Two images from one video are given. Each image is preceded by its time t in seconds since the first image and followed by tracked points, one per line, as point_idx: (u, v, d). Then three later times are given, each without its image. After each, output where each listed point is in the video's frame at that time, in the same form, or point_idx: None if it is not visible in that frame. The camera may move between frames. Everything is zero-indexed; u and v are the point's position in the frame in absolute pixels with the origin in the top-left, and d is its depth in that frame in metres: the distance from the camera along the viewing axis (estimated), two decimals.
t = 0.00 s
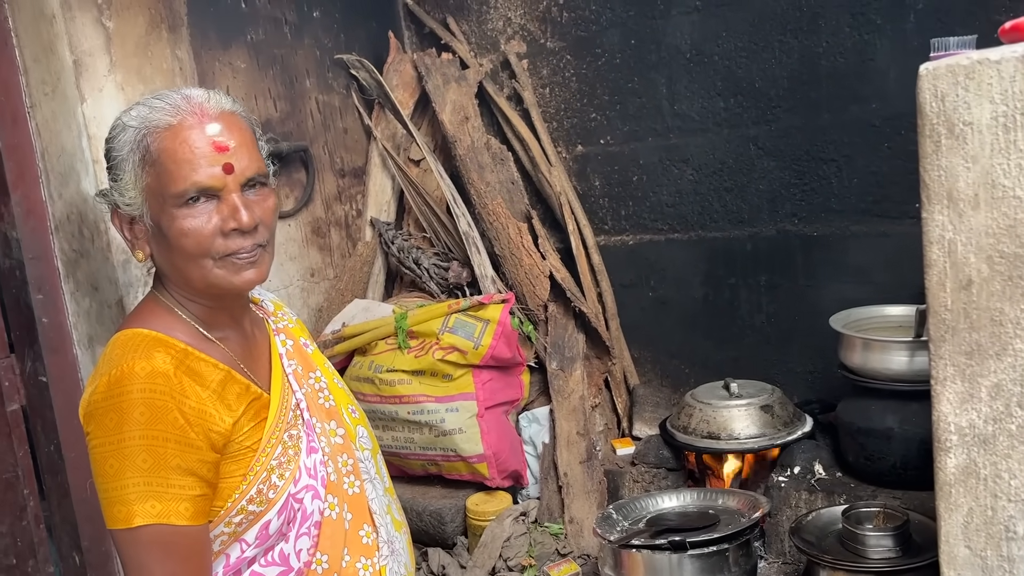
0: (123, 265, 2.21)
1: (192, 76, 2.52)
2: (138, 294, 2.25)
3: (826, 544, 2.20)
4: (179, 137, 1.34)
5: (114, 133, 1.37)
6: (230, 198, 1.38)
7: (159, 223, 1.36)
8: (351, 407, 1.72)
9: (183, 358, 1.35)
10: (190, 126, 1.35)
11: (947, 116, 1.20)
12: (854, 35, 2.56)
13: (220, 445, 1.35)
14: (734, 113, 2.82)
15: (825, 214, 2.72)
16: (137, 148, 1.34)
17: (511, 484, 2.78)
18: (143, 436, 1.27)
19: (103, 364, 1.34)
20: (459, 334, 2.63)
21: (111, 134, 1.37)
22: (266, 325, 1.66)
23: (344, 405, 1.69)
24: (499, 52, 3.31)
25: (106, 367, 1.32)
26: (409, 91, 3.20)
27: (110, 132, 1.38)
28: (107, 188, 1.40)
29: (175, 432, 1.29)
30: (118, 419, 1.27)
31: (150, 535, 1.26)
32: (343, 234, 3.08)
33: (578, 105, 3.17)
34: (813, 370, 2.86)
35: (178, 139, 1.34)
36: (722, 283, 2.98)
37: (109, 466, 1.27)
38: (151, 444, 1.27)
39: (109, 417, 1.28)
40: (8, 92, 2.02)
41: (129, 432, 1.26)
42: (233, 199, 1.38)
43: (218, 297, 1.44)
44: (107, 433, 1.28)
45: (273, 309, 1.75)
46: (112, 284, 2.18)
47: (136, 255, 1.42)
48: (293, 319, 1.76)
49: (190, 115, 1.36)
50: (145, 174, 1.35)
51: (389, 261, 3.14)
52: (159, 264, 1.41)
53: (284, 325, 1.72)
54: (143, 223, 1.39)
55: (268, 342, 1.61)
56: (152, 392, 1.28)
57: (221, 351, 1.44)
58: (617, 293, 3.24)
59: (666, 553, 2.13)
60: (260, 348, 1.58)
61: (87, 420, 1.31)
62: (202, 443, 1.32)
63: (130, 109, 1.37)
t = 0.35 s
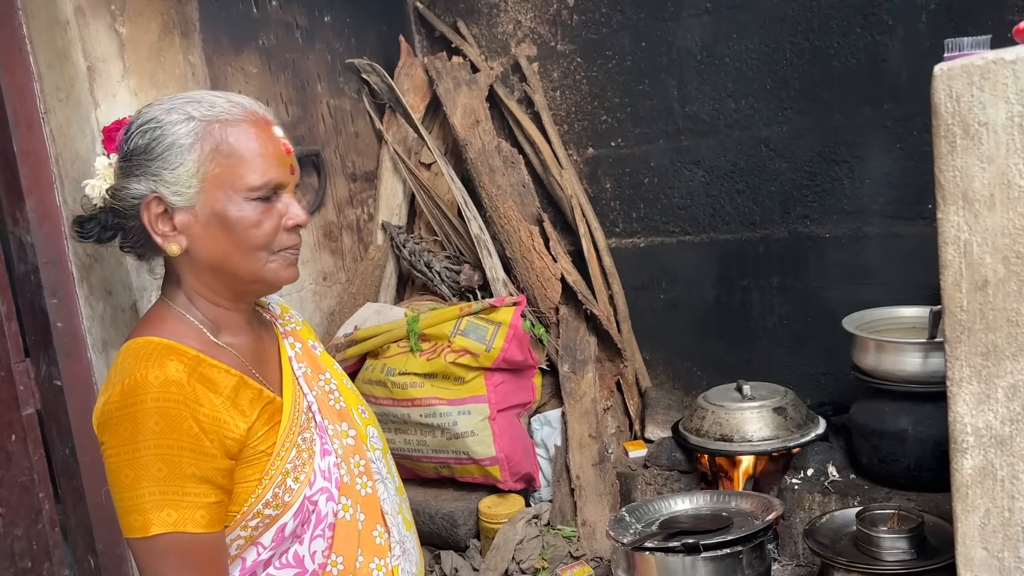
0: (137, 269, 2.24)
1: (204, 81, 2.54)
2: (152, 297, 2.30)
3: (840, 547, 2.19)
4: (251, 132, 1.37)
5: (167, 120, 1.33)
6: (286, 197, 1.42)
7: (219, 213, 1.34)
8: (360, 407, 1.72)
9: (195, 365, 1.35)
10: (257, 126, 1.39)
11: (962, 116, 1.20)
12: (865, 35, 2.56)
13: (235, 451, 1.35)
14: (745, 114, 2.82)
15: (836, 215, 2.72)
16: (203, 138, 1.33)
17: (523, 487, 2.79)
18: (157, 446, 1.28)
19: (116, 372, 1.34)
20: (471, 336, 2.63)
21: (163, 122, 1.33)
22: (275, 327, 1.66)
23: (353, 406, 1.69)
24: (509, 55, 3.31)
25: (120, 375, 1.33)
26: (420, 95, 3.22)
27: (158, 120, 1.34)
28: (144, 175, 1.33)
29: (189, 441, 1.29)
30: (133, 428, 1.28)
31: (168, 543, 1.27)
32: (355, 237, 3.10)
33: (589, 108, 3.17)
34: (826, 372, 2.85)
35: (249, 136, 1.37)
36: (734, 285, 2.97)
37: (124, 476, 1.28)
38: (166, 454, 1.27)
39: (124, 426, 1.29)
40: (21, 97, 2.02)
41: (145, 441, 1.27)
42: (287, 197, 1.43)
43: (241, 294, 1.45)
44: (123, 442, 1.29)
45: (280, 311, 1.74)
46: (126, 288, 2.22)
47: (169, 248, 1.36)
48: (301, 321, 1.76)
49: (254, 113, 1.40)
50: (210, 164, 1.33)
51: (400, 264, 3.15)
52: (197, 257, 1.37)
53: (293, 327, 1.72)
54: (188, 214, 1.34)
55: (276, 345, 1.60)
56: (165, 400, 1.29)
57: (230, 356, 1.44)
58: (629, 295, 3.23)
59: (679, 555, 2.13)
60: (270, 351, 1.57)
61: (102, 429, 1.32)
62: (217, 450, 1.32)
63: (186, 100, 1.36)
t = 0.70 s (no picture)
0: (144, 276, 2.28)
1: (211, 86, 2.56)
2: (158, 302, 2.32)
3: (847, 549, 2.19)
4: (282, 137, 1.44)
5: (209, 119, 1.36)
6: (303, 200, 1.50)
7: (259, 215, 1.39)
8: (357, 407, 1.73)
9: (203, 378, 1.36)
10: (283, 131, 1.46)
11: (964, 119, 1.19)
12: (870, 37, 2.57)
13: (248, 462, 1.35)
14: (750, 116, 2.82)
15: (842, 216, 2.72)
16: (245, 140, 1.37)
17: (530, 490, 2.78)
18: (171, 462, 1.28)
19: (124, 389, 1.34)
20: (477, 340, 2.64)
21: (205, 121, 1.35)
22: (269, 333, 1.66)
23: (352, 407, 1.71)
24: (514, 58, 3.32)
25: (130, 392, 1.32)
26: (425, 99, 3.23)
27: (197, 118, 1.35)
28: (188, 173, 1.33)
29: (204, 455, 1.29)
30: (146, 446, 1.27)
31: (190, 558, 1.27)
32: (361, 241, 3.11)
33: (594, 110, 3.18)
34: (832, 374, 2.85)
35: (281, 140, 1.43)
36: (740, 287, 2.97)
37: (138, 494, 1.27)
38: (180, 470, 1.27)
39: (136, 444, 1.28)
40: (30, 104, 2.06)
41: (160, 459, 1.27)
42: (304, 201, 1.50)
43: (251, 297, 1.48)
44: (136, 459, 1.28)
45: (271, 315, 1.74)
46: (133, 293, 2.25)
47: (210, 249, 1.37)
48: (291, 323, 1.76)
49: (278, 119, 1.47)
50: (255, 165, 1.38)
51: (406, 268, 3.15)
52: (229, 260, 1.39)
53: (284, 330, 1.72)
54: (229, 214, 1.37)
55: (273, 350, 1.62)
56: (178, 416, 1.29)
57: (233, 365, 1.45)
58: (635, 298, 3.23)
59: (686, 558, 2.13)
60: (268, 358, 1.57)
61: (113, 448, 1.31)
62: (230, 463, 1.32)
63: (221, 102, 1.39)
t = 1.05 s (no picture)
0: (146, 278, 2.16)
1: (212, 90, 2.56)
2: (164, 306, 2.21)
3: (851, 551, 2.18)
4: (286, 142, 1.44)
5: (213, 123, 1.35)
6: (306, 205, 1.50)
7: (261, 219, 1.39)
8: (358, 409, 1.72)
9: (206, 383, 1.35)
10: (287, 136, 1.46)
11: (962, 121, 1.19)
12: (872, 37, 2.56)
13: (250, 467, 1.35)
14: (751, 118, 2.82)
15: (844, 217, 2.72)
16: (248, 144, 1.37)
17: (532, 493, 2.79)
18: (175, 468, 1.26)
19: (126, 395, 1.32)
20: (480, 342, 2.64)
21: (209, 124, 1.35)
22: (267, 336, 1.65)
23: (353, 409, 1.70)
24: (515, 61, 3.32)
25: (133, 399, 1.31)
26: (426, 101, 3.23)
27: (201, 121, 1.35)
28: (191, 175, 1.33)
29: (209, 460, 1.28)
30: (151, 452, 1.26)
31: (197, 563, 1.26)
32: (363, 245, 3.11)
33: (595, 112, 3.17)
34: (835, 375, 2.84)
35: (285, 144, 1.43)
36: (742, 288, 2.97)
37: (143, 501, 1.26)
38: (186, 475, 1.26)
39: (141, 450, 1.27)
40: (33, 111, 2.10)
41: (164, 465, 1.26)
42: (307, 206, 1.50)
43: (253, 302, 1.47)
44: (140, 466, 1.27)
45: (271, 317, 1.73)
46: (136, 299, 2.16)
47: (212, 253, 1.36)
48: (290, 325, 1.75)
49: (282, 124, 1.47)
50: (258, 169, 1.38)
51: (409, 271, 3.15)
52: (231, 264, 1.39)
53: (284, 332, 1.71)
54: (231, 219, 1.37)
55: (273, 353, 1.61)
56: (182, 421, 1.28)
57: (234, 370, 1.44)
58: (637, 299, 3.23)
59: (689, 561, 2.12)
60: (268, 362, 1.57)
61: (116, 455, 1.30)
62: (235, 469, 1.32)
63: (225, 105, 1.39)
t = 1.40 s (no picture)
0: (148, 283, 2.23)
1: (214, 95, 2.56)
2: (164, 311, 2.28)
3: (854, 553, 2.18)
4: (248, 132, 1.40)
5: (176, 125, 1.39)
6: (289, 191, 1.43)
7: (218, 210, 1.37)
8: (378, 407, 1.73)
9: (225, 350, 1.36)
10: (255, 125, 1.41)
11: (962, 125, 1.19)
12: (872, 38, 2.56)
13: (264, 433, 1.35)
14: (752, 119, 2.82)
15: (845, 219, 2.72)
16: (203, 138, 1.37)
17: (536, 495, 2.81)
18: (192, 424, 1.27)
19: (148, 358, 1.34)
20: (482, 345, 2.64)
21: (171, 127, 1.39)
22: (295, 330, 1.67)
23: (372, 406, 1.70)
24: (516, 63, 3.32)
25: (155, 360, 1.33)
26: (427, 104, 3.23)
27: (169, 125, 1.40)
28: (160, 177, 1.39)
29: (225, 419, 1.28)
30: (168, 408, 1.27)
31: (212, 517, 1.25)
32: (364, 248, 3.11)
33: (596, 114, 3.17)
34: (838, 376, 2.84)
35: (245, 134, 1.39)
36: (744, 290, 2.97)
37: (161, 456, 1.27)
38: (202, 431, 1.26)
39: (160, 406, 1.28)
40: (33, 114, 2.08)
41: (181, 420, 1.27)
42: (291, 192, 1.43)
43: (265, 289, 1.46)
44: (158, 421, 1.28)
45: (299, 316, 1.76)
46: (138, 302, 2.22)
47: (182, 247, 1.41)
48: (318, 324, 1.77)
49: (253, 115, 1.42)
50: (210, 162, 1.37)
51: (410, 273, 3.15)
52: (206, 254, 1.41)
53: (310, 329, 1.73)
54: (194, 213, 1.39)
55: (298, 344, 1.60)
56: (198, 380, 1.29)
57: (256, 348, 1.43)
58: (639, 301, 3.23)
59: (692, 563, 2.12)
60: (293, 349, 1.56)
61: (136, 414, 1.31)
62: (250, 430, 1.32)
63: (198, 104, 1.41)
